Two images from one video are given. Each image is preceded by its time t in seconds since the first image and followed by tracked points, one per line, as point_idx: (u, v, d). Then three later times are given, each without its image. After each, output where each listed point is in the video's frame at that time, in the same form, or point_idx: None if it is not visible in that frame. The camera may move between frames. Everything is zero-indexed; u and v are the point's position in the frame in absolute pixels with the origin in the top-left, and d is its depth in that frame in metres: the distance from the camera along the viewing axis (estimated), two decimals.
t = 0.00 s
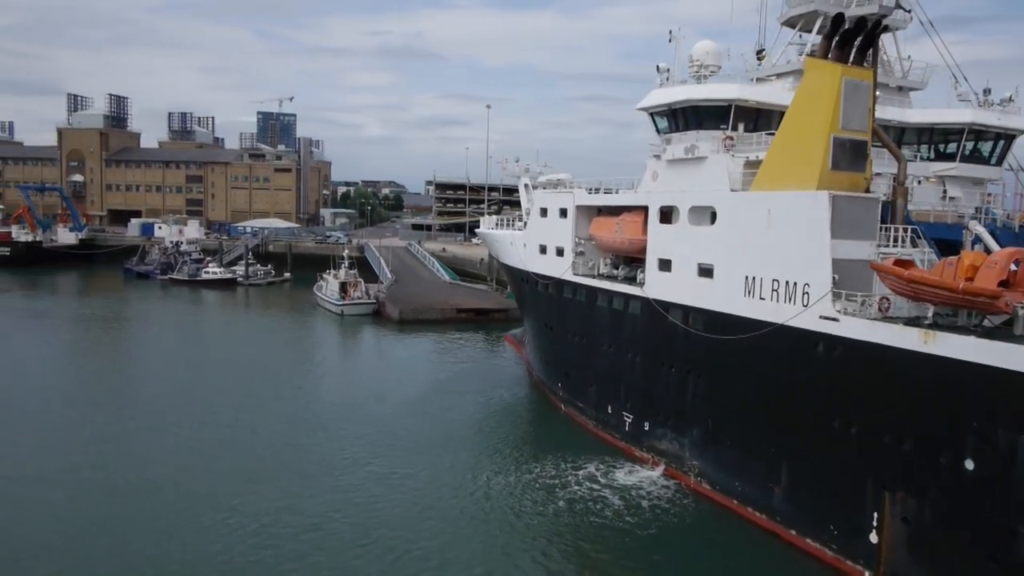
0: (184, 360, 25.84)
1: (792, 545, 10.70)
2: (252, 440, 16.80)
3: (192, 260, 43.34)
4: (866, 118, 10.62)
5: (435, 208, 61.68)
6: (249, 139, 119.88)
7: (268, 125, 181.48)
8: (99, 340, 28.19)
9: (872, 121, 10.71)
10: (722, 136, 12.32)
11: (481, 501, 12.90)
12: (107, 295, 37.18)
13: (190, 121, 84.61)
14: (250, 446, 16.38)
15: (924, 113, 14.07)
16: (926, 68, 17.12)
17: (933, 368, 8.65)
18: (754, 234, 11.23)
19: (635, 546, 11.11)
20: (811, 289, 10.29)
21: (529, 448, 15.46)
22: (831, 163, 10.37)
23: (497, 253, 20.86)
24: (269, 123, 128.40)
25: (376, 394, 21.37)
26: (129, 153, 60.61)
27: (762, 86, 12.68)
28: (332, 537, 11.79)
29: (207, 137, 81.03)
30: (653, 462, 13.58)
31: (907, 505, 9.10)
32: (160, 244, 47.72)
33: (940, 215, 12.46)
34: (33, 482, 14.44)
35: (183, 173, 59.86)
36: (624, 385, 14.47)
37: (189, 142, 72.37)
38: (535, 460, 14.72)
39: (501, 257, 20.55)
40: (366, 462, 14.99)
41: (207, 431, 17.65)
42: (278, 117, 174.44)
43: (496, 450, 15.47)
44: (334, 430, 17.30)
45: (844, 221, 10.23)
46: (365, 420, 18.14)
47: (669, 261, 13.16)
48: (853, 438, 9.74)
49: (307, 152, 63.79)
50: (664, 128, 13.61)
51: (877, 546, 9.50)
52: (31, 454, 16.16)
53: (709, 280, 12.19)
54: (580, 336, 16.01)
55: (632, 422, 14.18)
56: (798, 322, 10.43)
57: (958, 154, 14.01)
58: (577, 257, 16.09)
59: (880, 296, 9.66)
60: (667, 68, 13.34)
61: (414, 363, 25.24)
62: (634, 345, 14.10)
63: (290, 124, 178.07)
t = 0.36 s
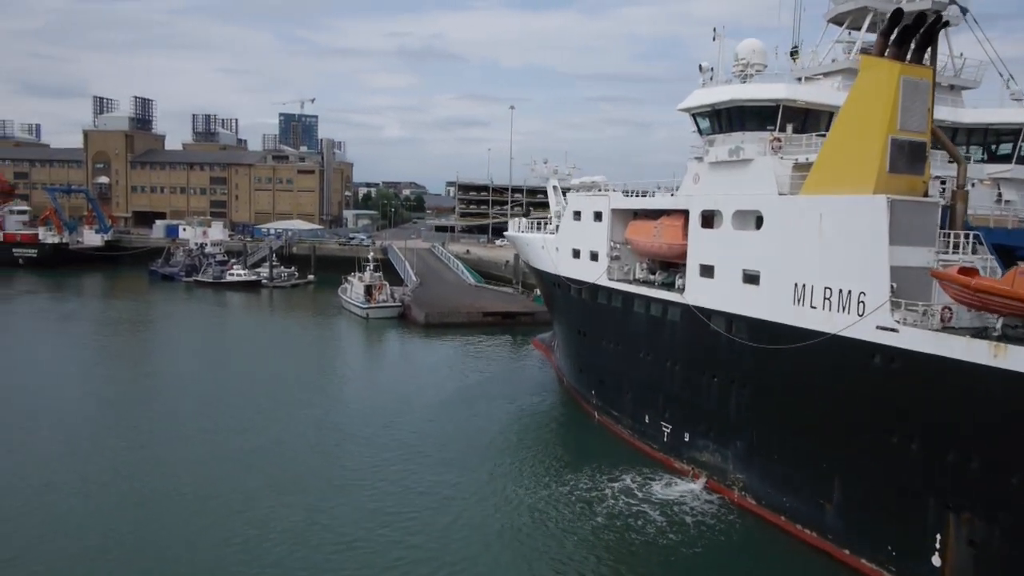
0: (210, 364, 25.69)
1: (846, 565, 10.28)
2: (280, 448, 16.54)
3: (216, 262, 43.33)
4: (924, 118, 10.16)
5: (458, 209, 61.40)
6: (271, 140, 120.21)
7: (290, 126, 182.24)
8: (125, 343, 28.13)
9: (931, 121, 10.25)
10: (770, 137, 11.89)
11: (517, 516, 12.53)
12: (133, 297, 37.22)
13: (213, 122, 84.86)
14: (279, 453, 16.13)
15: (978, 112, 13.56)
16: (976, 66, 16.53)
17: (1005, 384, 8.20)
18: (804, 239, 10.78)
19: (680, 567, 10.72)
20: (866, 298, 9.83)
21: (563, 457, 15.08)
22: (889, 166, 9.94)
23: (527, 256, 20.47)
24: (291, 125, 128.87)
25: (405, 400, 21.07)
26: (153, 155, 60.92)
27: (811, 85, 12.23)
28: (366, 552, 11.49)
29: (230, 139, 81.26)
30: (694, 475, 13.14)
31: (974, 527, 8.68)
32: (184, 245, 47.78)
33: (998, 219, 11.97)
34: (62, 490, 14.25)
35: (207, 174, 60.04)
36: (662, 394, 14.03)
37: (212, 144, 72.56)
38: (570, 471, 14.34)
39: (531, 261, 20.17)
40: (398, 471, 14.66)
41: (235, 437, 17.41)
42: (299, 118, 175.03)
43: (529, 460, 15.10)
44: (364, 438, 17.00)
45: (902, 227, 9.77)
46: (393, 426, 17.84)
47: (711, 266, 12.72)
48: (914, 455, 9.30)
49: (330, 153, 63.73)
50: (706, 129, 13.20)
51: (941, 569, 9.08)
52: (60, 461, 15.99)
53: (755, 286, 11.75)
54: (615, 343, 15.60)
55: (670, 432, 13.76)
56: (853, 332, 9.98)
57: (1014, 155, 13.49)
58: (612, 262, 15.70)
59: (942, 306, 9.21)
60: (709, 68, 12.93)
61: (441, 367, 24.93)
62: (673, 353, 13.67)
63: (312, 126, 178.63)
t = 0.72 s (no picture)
0: (236, 368, 25.55)
1: None
2: (309, 456, 16.30)
3: (241, 264, 43.34)
4: (988, 119, 9.69)
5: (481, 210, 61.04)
6: (293, 141, 120.47)
7: (311, 127, 182.88)
8: (151, 346, 28.06)
9: (995, 122, 9.77)
10: (820, 139, 11.43)
11: (553, 533, 12.19)
12: (158, 299, 37.28)
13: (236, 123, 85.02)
14: (309, 462, 15.88)
15: None
16: None
17: None
18: (857, 245, 10.32)
19: None
20: (925, 308, 9.35)
21: (598, 468, 14.69)
22: (950, 168, 9.47)
23: (557, 260, 20.07)
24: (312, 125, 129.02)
25: (432, 405, 20.76)
26: (177, 157, 61.25)
27: (862, 84, 11.75)
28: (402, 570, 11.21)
29: (252, 140, 81.39)
30: (736, 488, 12.72)
31: None
32: (208, 247, 47.82)
33: None
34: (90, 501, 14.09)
35: (231, 176, 60.19)
36: (702, 403, 13.58)
37: (236, 145, 72.69)
38: (607, 483, 13.97)
39: (562, 264, 19.78)
40: (429, 483, 14.35)
41: (263, 445, 17.18)
42: (320, 119, 175.42)
43: (563, 471, 14.73)
44: (393, 445, 16.70)
45: (965, 233, 9.28)
46: (423, 434, 17.52)
47: (756, 272, 12.26)
48: (979, 475, 8.88)
49: (353, 154, 63.62)
50: (751, 130, 12.75)
51: None
52: (89, 471, 15.89)
53: (803, 294, 11.29)
54: (651, 350, 15.17)
55: (711, 443, 13.34)
56: (910, 344, 9.51)
57: None
58: (649, 266, 15.28)
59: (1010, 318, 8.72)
60: (754, 67, 12.48)
61: (468, 372, 24.61)
62: (714, 362, 13.23)
63: (333, 127, 179.10)
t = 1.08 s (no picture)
0: (262, 372, 25.38)
1: None
2: (338, 464, 16.02)
3: (265, 266, 43.26)
4: None
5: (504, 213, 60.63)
6: (316, 144, 120.94)
7: (333, 129, 183.84)
8: (176, 349, 27.98)
9: None
10: (875, 140, 10.93)
11: (591, 550, 11.81)
12: (183, 301, 37.25)
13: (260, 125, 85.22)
14: (338, 471, 15.59)
15: None
16: None
17: None
18: (916, 251, 9.81)
19: None
20: (992, 319, 8.83)
21: (635, 480, 14.27)
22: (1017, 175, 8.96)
23: (588, 264, 19.62)
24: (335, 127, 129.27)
25: (460, 411, 20.42)
26: (202, 159, 61.44)
27: (919, 83, 11.25)
28: None
29: (276, 142, 81.61)
30: (782, 504, 12.25)
31: None
32: (233, 249, 47.82)
33: None
34: (120, 513, 13.89)
35: (254, 178, 60.26)
36: (745, 415, 13.08)
37: (259, 147, 72.84)
38: (645, 497, 13.54)
39: (593, 268, 19.34)
40: (461, 494, 14.01)
41: (291, 453, 16.92)
42: (342, 121, 176.07)
43: (599, 483, 14.32)
44: (424, 454, 16.37)
45: None
46: (452, 441, 17.19)
47: (803, 279, 11.76)
48: None
49: (376, 156, 63.47)
50: (798, 131, 12.24)
51: None
52: (116, 478, 15.71)
53: (855, 302, 10.78)
54: (689, 358, 14.70)
55: (754, 456, 12.89)
56: (976, 356, 9.00)
57: None
58: (686, 272, 14.82)
59: None
60: (801, 65, 11.99)
61: (495, 377, 24.24)
62: (757, 371, 12.76)
63: (355, 129, 179.76)
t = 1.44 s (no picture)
0: (287, 374, 25.17)
1: None
2: (367, 471, 15.72)
3: (289, 267, 43.14)
4: None
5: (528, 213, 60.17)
6: (338, 144, 121.14)
7: (355, 129, 184.30)
8: (202, 350, 27.86)
9: None
10: (935, 139, 10.44)
11: (632, 568, 11.43)
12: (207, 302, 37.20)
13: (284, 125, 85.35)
14: (368, 479, 15.27)
15: None
16: None
17: None
18: (980, 257, 9.30)
19: None
20: None
21: (673, 492, 13.83)
22: None
23: (620, 266, 19.16)
24: (357, 129, 129.18)
25: (489, 416, 20.04)
26: (227, 159, 61.59)
27: (979, 79, 10.75)
28: None
29: (299, 143, 81.70)
30: (830, 518, 11.78)
31: None
32: (256, 250, 47.62)
33: None
34: (148, 521, 13.67)
35: (278, 178, 60.25)
36: (789, 425, 12.59)
37: (283, 148, 72.93)
38: (685, 509, 13.12)
39: (626, 271, 18.88)
40: (495, 505, 13.66)
41: (319, 459, 16.64)
42: (364, 121, 176.41)
43: (637, 495, 13.91)
44: (454, 461, 16.01)
45: None
46: (483, 448, 16.83)
47: (854, 284, 11.26)
48: None
49: (400, 156, 63.10)
50: (848, 129, 11.73)
51: None
52: (144, 482, 15.53)
53: (912, 309, 10.27)
54: (729, 364, 14.21)
55: (799, 468, 12.42)
56: None
57: None
58: (726, 275, 14.34)
59: None
60: (853, 60, 11.50)
61: (523, 381, 23.85)
62: (803, 379, 12.27)
63: (376, 129, 180.08)
